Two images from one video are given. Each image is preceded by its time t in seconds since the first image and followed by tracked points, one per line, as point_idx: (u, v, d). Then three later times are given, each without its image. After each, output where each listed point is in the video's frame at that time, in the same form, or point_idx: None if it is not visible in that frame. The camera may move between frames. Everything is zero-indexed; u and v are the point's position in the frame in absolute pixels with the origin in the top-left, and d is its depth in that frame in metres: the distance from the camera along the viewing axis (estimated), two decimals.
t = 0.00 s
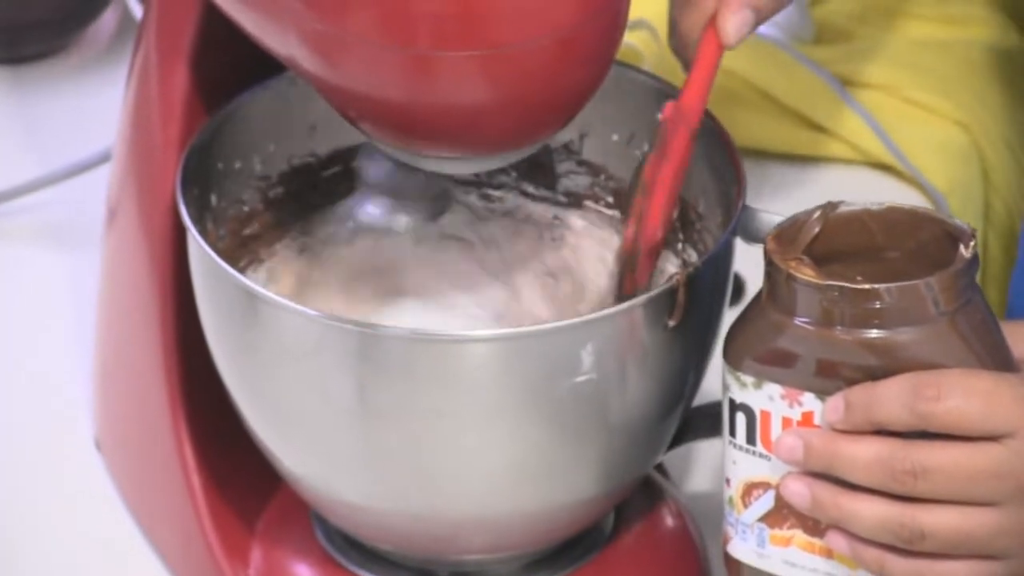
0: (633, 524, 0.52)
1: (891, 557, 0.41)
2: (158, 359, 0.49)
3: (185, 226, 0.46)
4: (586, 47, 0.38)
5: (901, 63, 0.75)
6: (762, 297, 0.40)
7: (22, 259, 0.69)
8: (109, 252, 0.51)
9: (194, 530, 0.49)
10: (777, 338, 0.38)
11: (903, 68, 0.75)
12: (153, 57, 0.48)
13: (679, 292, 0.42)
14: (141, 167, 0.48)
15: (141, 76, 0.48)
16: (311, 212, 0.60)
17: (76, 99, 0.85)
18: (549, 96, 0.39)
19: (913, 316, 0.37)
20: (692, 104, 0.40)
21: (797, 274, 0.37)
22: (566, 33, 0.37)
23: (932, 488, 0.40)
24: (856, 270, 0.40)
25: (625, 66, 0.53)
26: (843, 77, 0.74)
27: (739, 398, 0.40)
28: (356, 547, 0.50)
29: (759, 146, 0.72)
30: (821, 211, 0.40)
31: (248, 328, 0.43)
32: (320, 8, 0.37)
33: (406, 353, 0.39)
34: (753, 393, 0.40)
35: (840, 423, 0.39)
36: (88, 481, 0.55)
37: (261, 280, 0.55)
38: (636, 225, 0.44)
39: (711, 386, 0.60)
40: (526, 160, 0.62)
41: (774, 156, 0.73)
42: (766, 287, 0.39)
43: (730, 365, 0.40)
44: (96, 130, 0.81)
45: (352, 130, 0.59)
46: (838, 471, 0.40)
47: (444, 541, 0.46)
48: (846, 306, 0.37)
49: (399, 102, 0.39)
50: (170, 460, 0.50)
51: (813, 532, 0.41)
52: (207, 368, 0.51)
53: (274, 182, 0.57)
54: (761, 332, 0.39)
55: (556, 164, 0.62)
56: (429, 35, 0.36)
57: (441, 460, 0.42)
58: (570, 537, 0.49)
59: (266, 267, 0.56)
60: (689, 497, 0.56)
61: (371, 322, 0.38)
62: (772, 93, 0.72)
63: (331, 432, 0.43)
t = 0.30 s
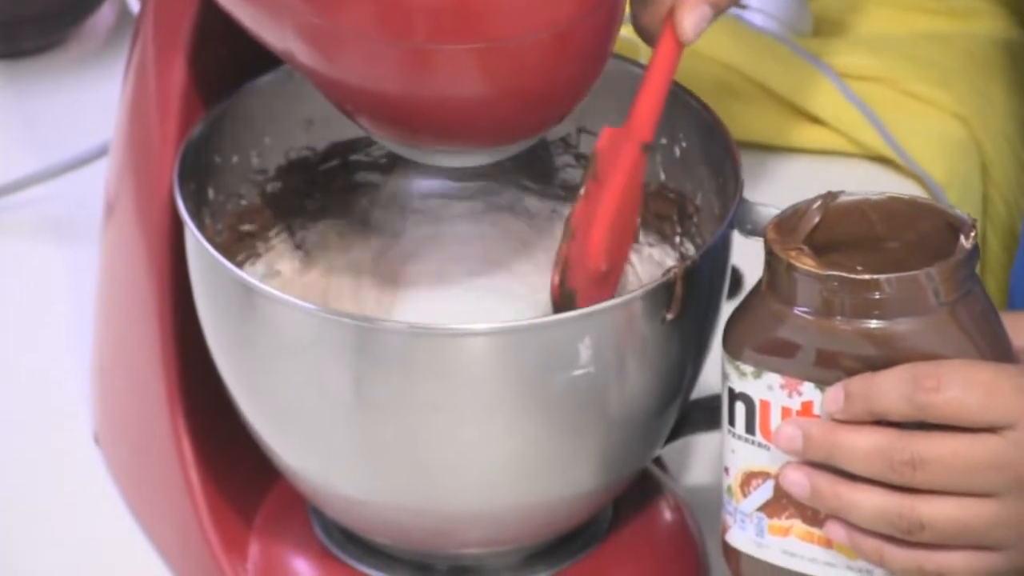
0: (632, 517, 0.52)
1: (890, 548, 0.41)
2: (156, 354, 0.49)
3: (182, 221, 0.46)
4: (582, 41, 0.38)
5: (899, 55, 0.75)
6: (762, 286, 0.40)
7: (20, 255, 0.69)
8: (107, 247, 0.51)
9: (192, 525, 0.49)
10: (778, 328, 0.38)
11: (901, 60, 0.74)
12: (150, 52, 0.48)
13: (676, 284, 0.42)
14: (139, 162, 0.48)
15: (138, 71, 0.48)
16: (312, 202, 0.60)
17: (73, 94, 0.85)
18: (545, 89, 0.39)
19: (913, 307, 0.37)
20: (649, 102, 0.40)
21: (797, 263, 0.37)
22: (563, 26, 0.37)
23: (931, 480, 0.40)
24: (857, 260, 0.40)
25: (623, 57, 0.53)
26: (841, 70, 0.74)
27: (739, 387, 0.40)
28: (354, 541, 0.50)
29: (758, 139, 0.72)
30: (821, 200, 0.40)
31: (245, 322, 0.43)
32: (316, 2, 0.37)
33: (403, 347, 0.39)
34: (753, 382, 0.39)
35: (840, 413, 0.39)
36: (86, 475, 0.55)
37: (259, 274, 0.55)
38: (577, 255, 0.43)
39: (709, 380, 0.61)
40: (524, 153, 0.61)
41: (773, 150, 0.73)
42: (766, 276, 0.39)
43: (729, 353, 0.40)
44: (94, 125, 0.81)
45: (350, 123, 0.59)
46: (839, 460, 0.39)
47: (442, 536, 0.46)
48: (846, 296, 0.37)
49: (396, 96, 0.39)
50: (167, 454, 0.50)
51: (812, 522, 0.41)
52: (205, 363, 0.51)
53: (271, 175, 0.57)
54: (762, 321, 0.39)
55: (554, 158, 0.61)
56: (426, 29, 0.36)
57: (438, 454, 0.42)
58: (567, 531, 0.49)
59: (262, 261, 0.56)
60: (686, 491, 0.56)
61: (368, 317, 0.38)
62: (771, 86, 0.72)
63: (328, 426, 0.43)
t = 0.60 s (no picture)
0: (633, 514, 0.52)
1: (889, 545, 0.41)
2: (156, 351, 0.49)
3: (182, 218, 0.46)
4: (582, 38, 0.38)
5: (899, 51, 0.75)
6: (761, 284, 0.40)
7: (21, 251, 0.69)
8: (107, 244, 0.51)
9: (192, 522, 0.49)
10: (777, 326, 0.38)
11: (901, 57, 0.74)
12: (150, 49, 0.48)
13: (675, 282, 0.42)
14: (138, 160, 0.48)
15: (138, 68, 0.48)
16: (312, 201, 0.60)
17: (73, 90, 0.85)
18: (544, 87, 0.39)
19: (913, 307, 0.37)
20: (675, 50, 0.41)
21: (796, 264, 0.37)
22: (563, 23, 0.37)
23: (931, 478, 0.40)
24: (854, 257, 0.40)
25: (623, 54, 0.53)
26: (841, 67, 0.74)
27: (738, 386, 0.40)
28: (354, 538, 0.50)
29: (758, 136, 0.72)
30: (819, 198, 0.40)
31: (244, 319, 0.43)
32: None
33: (402, 344, 0.39)
34: (751, 380, 0.40)
35: (839, 412, 0.39)
36: (86, 472, 0.55)
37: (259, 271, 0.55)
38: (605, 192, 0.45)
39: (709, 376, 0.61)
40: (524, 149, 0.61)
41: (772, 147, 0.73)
42: (764, 276, 0.39)
43: (727, 352, 0.40)
44: (94, 121, 0.81)
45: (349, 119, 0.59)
46: (838, 460, 0.39)
47: (443, 533, 0.46)
48: (843, 296, 0.37)
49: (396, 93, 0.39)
50: (167, 451, 0.50)
51: (811, 521, 0.41)
52: (205, 360, 0.51)
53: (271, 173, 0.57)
54: (761, 320, 0.39)
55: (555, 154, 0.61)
56: (426, 27, 0.36)
57: (438, 451, 0.42)
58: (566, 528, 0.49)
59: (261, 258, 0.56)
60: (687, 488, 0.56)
61: (368, 314, 0.38)
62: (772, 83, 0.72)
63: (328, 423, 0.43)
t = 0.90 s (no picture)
0: (632, 507, 0.52)
1: (883, 542, 0.41)
2: (155, 345, 0.49)
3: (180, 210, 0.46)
4: (581, 30, 0.38)
5: (897, 44, 0.75)
6: (752, 284, 0.40)
7: (19, 245, 0.69)
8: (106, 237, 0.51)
9: (192, 515, 0.49)
10: (769, 324, 0.38)
11: (899, 49, 0.74)
12: (149, 41, 0.48)
13: (675, 273, 0.42)
14: (137, 153, 0.48)
15: (137, 60, 0.48)
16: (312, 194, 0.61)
17: (71, 83, 0.85)
18: (544, 78, 0.39)
19: (904, 302, 0.37)
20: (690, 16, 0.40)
21: (786, 261, 0.37)
22: (562, 15, 0.37)
23: (922, 475, 0.40)
24: (847, 254, 0.40)
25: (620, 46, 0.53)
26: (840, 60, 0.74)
27: (730, 384, 0.40)
28: (353, 530, 0.50)
29: (756, 129, 0.72)
30: (810, 196, 0.40)
31: (243, 312, 0.43)
32: None
33: (402, 336, 0.39)
34: (745, 379, 0.40)
35: (831, 409, 0.39)
36: (85, 465, 0.55)
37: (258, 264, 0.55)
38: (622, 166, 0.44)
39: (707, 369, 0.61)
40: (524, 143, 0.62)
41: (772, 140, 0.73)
42: (755, 274, 0.39)
43: (721, 351, 0.40)
44: (92, 115, 0.81)
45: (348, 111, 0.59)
46: (830, 459, 0.39)
47: (441, 526, 0.46)
48: (834, 293, 0.37)
49: (395, 86, 0.38)
50: (166, 445, 0.50)
51: (805, 518, 0.41)
52: (204, 353, 0.51)
53: (270, 165, 0.57)
54: (753, 319, 0.39)
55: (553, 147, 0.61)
56: (424, 18, 0.36)
57: (437, 445, 0.42)
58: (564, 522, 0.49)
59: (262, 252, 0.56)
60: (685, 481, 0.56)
61: (366, 307, 0.38)
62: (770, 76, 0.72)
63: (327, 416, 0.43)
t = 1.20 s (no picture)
0: (632, 498, 0.52)
1: (891, 526, 0.40)
2: (155, 336, 0.49)
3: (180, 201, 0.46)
4: (581, 19, 0.38)
5: (900, 34, 0.75)
6: (762, 269, 0.40)
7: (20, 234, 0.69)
8: (107, 226, 0.51)
9: (192, 506, 0.49)
10: (778, 309, 0.38)
11: (901, 38, 0.74)
12: (149, 31, 0.48)
13: (676, 263, 0.42)
14: (137, 143, 0.48)
15: (138, 49, 0.48)
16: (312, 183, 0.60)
17: (71, 72, 0.85)
18: (545, 68, 0.39)
19: (914, 288, 0.37)
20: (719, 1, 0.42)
21: (796, 246, 0.37)
22: (561, 5, 0.37)
23: (931, 460, 0.40)
24: (858, 238, 0.40)
25: (621, 35, 0.53)
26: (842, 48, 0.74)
27: (741, 367, 0.40)
28: (354, 521, 0.50)
29: (759, 118, 0.72)
30: (823, 179, 0.40)
31: (244, 302, 0.43)
32: None
33: (403, 327, 0.39)
34: (755, 362, 0.40)
35: (839, 394, 0.39)
36: (86, 454, 0.56)
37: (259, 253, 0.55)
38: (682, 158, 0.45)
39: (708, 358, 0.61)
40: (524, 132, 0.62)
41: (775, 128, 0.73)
42: (765, 259, 0.39)
43: (732, 335, 0.40)
44: (92, 104, 0.81)
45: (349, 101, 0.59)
46: (839, 443, 0.39)
47: (442, 516, 0.46)
48: (844, 278, 0.37)
49: (395, 76, 0.38)
50: (167, 435, 0.50)
51: (815, 502, 0.41)
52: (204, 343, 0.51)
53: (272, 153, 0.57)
54: (763, 306, 0.39)
55: (553, 136, 0.62)
56: (424, 9, 0.36)
57: (438, 435, 0.42)
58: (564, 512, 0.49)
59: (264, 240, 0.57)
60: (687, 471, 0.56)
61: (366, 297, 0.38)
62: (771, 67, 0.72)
63: (327, 406, 0.43)
